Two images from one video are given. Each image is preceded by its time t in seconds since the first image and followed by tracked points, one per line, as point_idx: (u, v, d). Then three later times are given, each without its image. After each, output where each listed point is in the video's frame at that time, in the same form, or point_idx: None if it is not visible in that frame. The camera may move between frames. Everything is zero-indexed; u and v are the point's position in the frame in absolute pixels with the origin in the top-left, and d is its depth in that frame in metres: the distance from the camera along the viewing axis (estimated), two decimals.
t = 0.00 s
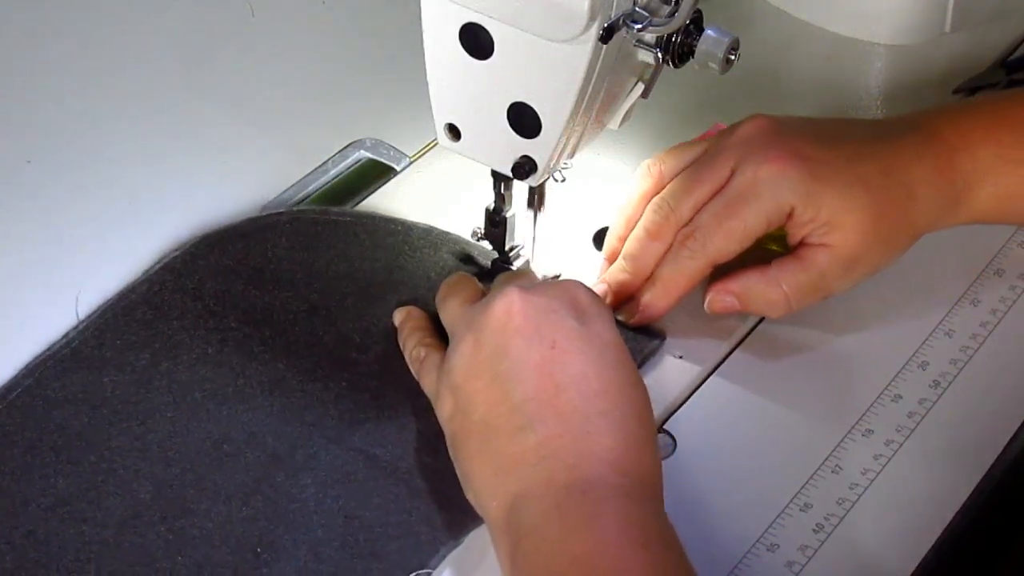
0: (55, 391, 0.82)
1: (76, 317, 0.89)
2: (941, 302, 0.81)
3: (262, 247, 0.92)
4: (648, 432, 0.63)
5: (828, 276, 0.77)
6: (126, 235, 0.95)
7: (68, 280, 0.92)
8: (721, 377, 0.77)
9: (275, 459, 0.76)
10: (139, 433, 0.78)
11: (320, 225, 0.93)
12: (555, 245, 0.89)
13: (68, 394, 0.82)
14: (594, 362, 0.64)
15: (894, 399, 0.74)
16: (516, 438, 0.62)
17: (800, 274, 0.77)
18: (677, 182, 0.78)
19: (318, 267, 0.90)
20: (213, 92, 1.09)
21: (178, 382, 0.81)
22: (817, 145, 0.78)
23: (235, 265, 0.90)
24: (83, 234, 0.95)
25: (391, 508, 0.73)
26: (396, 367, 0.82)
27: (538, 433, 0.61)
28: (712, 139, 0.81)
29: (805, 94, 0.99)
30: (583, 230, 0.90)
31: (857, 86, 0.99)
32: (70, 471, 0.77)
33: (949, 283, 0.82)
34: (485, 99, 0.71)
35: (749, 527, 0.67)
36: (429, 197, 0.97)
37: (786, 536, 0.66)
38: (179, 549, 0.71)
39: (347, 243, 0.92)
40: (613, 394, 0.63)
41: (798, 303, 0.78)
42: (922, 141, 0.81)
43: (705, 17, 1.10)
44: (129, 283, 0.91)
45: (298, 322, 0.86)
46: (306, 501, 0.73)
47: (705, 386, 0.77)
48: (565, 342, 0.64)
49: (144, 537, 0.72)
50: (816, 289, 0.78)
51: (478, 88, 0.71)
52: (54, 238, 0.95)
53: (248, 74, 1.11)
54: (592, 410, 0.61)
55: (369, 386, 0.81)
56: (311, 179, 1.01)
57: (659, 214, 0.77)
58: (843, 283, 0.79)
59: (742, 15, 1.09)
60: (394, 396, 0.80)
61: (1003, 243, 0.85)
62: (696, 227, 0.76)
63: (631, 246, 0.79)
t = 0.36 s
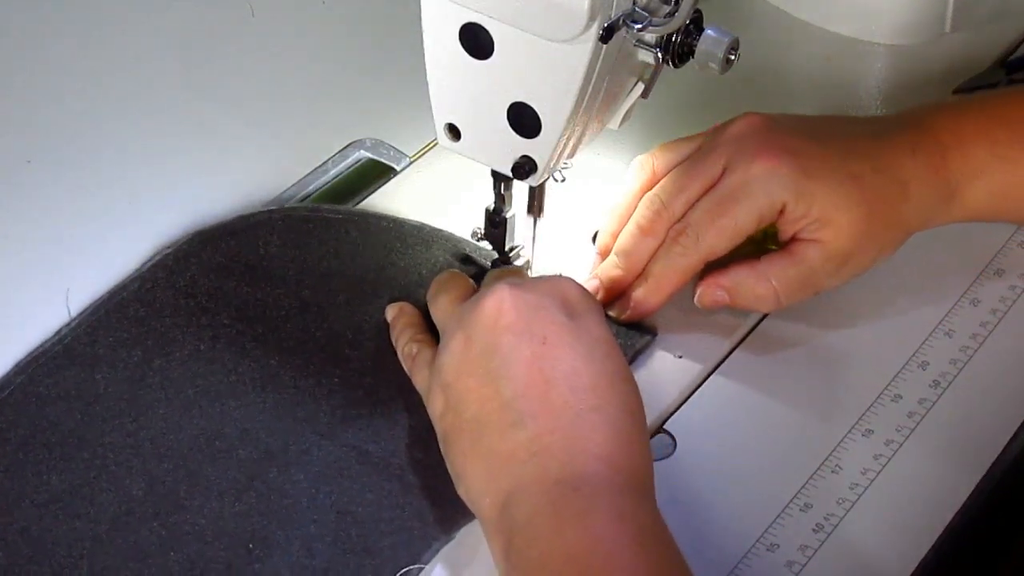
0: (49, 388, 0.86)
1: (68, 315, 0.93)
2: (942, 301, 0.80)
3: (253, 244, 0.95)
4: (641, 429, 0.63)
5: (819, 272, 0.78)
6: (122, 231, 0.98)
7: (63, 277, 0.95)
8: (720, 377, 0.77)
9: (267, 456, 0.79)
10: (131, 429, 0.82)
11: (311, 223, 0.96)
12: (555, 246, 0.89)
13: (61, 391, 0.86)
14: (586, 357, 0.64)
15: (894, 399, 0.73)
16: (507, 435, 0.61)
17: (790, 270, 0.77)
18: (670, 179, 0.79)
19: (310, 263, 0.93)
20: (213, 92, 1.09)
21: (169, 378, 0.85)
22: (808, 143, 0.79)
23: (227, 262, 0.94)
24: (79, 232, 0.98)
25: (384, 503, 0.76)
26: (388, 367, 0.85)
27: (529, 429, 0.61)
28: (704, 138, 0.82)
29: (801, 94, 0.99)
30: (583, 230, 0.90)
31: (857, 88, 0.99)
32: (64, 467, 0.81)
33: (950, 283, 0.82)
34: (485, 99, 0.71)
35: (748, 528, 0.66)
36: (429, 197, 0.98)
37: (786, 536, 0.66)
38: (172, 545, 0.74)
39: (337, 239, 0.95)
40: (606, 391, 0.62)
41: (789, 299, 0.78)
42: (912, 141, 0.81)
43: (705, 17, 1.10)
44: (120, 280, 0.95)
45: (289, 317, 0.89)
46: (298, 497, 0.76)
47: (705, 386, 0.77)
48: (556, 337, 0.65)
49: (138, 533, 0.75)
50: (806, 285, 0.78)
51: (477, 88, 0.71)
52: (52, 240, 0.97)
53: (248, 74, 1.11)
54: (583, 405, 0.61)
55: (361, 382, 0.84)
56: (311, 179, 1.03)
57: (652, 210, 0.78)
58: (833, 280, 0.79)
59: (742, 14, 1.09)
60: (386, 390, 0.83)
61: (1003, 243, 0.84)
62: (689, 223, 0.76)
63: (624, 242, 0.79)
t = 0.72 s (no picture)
0: (44, 386, 0.88)
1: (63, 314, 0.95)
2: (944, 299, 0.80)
3: (248, 242, 0.96)
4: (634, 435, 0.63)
5: (809, 265, 0.78)
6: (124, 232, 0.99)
7: (61, 277, 0.96)
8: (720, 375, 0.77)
9: (262, 453, 0.80)
10: (126, 428, 0.83)
11: (306, 221, 0.97)
12: (555, 245, 0.89)
13: (56, 390, 0.87)
14: (583, 360, 0.63)
15: (894, 399, 0.73)
16: (499, 438, 0.62)
17: (780, 262, 0.77)
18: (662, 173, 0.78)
19: (305, 261, 0.94)
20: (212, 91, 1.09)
21: (165, 377, 0.86)
22: (802, 137, 0.79)
23: (222, 261, 0.95)
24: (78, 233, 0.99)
25: (378, 500, 0.77)
26: (383, 365, 0.85)
27: (521, 434, 0.61)
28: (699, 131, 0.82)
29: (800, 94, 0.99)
30: (583, 230, 0.90)
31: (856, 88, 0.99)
32: (58, 466, 0.82)
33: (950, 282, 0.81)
34: (485, 99, 0.71)
35: (749, 527, 0.66)
36: (429, 197, 0.98)
37: (786, 536, 0.66)
38: (168, 543, 0.76)
39: (331, 237, 0.95)
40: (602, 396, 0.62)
41: (779, 290, 0.79)
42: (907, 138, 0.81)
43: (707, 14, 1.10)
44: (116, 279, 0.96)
45: (283, 315, 0.90)
46: (293, 496, 0.77)
47: (705, 386, 0.76)
48: (554, 341, 0.64)
49: (133, 531, 0.77)
50: (797, 278, 0.78)
51: (476, 87, 0.71)
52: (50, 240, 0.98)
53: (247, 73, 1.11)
54: (577, 413, 0.61)
55: (355, 377, 0.84)
56: (311, 179, 1.04)
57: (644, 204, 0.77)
58: (823, 273, 0.79)
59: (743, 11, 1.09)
60: (381, 386, 0.84)
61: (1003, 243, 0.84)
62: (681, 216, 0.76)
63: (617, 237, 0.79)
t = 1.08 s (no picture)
0: (44, 387, 0.88)
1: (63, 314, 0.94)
2: (943, 299, 0.80)
3: (249, 242, 0.96)
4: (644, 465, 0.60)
5: (800, 261, 0.78)
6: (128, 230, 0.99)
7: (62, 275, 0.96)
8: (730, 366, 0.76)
9: (262, 453, 0.80)
10: (126, 428, 0.83)
11: (306, 221, 0.97)
12: (556, 247, 0.90)
13: (56, 390, 0.87)
14: (612, 376, 0.60)
15: (894, 399, 0.73)
16: (508, 431, 0.59)
17: (771, 253, 0.78)
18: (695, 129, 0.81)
19: (305, 262, 0.94)
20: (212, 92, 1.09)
21: (165, 377, 0.86)
22: (830, 132, 0.79)
23: (223, 261, 0.95)
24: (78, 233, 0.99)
25: (378, 499, 0.77)
26: (382, 365, 0.85)
27: (530, 432, 0.58)
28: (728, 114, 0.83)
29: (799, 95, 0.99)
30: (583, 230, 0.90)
31: (858, 87, 0.98)
32: (58, 466, 0.82)
33: (950, 282, 0.81)
34: (485, 99, 0.71)
35: (748, 527, 0.66)
36: (430, 197, 0.97)
37: (786, 536, 0.65)
38: (167, 543, 0.76)
39: (332, 237, 0.95)
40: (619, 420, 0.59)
41: (765, 282, 0.79)
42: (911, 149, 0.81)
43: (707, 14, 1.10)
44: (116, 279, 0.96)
45: (284, 316, 0.90)
46: (293, 495, 0.78)
47: (706, 386, 0.75)
48: (592, 349, 0.61)
49: (133, 531, 0.77)
50: (785, 272, 0.78)
51: (476, 87, 0.71)
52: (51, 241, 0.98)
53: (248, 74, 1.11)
54: (590, 427, 0.58)
55: (355, 376, 0.84)
56: (311, 180, 1.04)
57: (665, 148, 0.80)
58: (811, 272, 0.79)
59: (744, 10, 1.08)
60: (380, 384, 0.84)
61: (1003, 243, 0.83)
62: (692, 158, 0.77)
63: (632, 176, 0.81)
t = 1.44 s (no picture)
0: (44, 387, 0.88)
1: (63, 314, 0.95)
2: (942, 300, 0.79)
3: (248, 242, 0.96)
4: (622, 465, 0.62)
5: (808, 276, 0.78)
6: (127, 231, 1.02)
7: (60, 275, 0.98)
8: (727, 370, 0.76)
9: (262, 453, 0.80)
10: (126, 428, 0.84)
11: (306, 221, 0.97)
12: (556, 247, 0.89)
13: (56, 390, 0.87)
14: (597, 377, 0.63)
15: (894, 399, 0.73)
16: (496, 426, 0.61)
17: (776, 270, 0.77)
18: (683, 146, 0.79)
19: (305, 262, 0.94)
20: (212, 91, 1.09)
21: (165, 377, 0.87)
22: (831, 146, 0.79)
23: (222, 261, 0.95)
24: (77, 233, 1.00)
25: (378, 499, 0.77)
26: (382, 366, 0.85)
27: (517, 427, 0.61)
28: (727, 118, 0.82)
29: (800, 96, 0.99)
30: (583, 230, 0.90)
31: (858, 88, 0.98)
32: (58, 466, 0.82)
33: (950, 283, 0.81)
34: (485, 100, 0.71)
35: (748, 527, 0.66)
36: (429, 197, 0.98)
37: (786, 536, 0.65)
38: (167, 543, 0.76)
39: (332, 238, 0.95)
40: (600, 416, 0.62)
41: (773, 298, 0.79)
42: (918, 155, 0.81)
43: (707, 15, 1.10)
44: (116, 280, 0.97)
45: (284, 315, 0.90)
46: (293, 495, 0.78)
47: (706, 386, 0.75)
48: (581, 351, 0.64)
49: (133, 531, 0.77)
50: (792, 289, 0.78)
51: (476, 87, 0.71)
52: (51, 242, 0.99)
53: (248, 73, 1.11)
54: (576, 424, 0.61)
55: (355, 376, 0.84)
56: (312, 179, 1.06)
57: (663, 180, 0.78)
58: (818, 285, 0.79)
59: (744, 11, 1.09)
60: (380, 384, 0.84)
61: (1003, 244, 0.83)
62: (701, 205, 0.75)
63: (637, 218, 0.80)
